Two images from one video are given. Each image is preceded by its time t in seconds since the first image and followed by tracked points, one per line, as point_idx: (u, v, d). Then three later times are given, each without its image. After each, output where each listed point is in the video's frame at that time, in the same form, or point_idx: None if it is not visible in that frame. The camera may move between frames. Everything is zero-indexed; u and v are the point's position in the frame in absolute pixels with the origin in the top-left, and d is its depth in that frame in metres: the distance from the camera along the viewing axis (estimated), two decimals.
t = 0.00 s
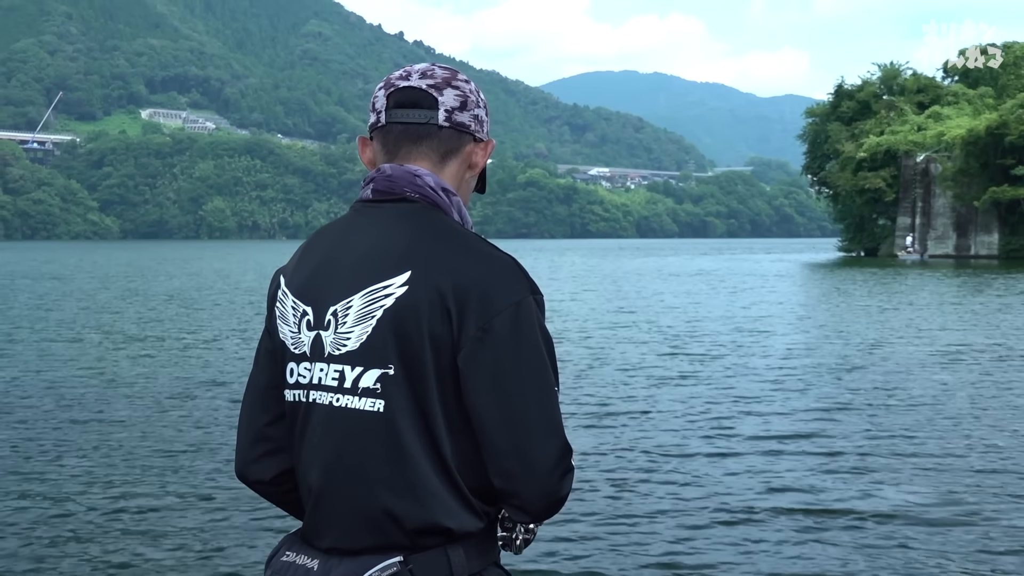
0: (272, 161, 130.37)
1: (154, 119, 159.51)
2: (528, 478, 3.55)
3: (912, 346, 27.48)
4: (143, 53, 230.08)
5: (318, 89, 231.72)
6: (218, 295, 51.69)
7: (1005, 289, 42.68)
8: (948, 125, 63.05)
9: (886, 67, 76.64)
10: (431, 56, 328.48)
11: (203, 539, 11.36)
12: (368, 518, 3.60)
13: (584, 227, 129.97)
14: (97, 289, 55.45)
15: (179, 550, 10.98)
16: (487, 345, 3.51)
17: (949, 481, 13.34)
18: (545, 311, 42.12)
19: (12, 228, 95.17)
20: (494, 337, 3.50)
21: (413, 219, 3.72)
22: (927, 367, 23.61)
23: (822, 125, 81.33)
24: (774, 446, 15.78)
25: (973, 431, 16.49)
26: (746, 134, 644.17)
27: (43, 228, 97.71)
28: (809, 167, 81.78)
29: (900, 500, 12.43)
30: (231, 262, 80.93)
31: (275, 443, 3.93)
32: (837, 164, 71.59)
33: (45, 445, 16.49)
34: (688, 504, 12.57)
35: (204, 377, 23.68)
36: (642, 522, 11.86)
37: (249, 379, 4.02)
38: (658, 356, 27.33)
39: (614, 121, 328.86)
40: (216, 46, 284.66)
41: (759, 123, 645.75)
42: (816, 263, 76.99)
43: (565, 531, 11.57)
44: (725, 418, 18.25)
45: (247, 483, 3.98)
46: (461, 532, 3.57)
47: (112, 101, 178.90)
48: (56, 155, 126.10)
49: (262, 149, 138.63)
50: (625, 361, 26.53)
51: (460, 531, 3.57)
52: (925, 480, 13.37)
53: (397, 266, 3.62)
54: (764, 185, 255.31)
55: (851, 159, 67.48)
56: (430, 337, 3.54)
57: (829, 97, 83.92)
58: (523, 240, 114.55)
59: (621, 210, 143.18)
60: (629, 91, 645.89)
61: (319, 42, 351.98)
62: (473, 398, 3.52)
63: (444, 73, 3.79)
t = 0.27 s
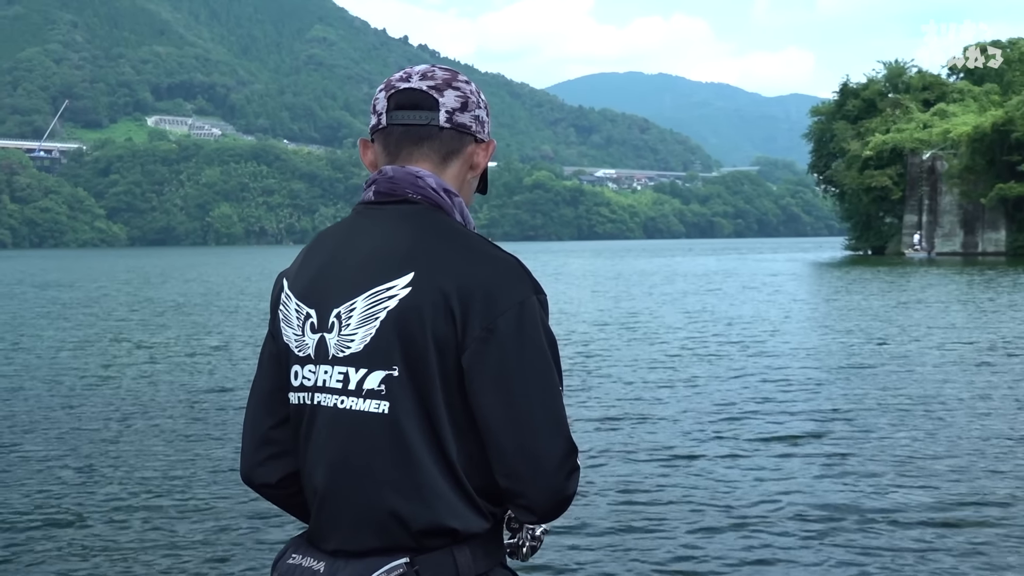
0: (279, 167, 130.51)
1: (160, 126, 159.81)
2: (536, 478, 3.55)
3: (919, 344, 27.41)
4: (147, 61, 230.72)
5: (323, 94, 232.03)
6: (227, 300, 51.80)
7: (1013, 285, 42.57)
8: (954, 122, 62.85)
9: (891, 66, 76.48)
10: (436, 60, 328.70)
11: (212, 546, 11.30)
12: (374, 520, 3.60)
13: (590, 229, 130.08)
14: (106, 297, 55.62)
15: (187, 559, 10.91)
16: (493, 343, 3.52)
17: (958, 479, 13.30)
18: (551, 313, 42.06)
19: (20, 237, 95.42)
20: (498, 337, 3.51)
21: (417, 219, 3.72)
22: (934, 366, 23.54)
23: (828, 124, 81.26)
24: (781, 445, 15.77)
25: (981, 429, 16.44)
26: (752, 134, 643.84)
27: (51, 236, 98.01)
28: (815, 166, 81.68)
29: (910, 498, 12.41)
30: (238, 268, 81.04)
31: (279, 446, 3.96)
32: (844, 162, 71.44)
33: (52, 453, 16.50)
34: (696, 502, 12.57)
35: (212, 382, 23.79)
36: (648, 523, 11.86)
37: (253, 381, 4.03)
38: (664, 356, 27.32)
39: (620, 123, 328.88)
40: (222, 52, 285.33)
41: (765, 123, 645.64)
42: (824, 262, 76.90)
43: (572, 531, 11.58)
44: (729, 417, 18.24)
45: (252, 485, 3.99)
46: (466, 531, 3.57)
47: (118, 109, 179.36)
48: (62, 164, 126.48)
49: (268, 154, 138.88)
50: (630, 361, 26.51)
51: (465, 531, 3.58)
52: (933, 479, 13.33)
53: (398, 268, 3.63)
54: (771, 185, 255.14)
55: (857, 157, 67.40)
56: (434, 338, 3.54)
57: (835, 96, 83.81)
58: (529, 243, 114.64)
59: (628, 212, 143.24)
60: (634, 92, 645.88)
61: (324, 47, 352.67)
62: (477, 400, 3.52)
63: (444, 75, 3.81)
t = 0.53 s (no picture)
0: (282, 169, 130.58)
1: (163, 129, 160.04)
2: (537, 480, 3.55)
3: (924, 345, 27.35)
4: (151, 64, 231.06)
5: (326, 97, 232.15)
6: (230, 304, 51.89)
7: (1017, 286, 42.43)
8: (957, 122, 62.69)
9: (893, 66, 76.38)
10: (439, 62, 328.91)
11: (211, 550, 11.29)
12: (375, 521, 3.61)
13: (593, 231, 130.04)
14: (110, 301, 55.72)
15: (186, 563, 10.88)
16: (494, 345, 3.52)
17: (961, 480, 13.29)
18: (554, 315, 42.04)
19: (23, 240, 95.61)
20: (500, 338, 3.51)
21: (416, 221, 3.73)
22: (939, 366, 23.47)
23: (830, 125, 81.27)
24: (784, 446, 15.75)
25: (984, 429, 16.41)
26: (755, 135, 643.64)
27: (54, 240, 98.19)
28: (818, 167, 81.58)
29: (912, 499, 12.42)
30: (241, 271, 81.15)
31: (281, 448, 3.96)
32: (846, 163, 71.43)
33: (55, 455, 16.55)
34: (698, 504, 12.57)
35: (215, 385, 23.85)
36: (650, 524, 11.86)
37: (253, 383, 4.03)
38: (668, 358, 27.28)
39: (623, 124, 328.81)
40: (225, 55, 285.66)
41: (769, 124, 645.53)
42: (827, 262, 76.93)
43: (574, 533, 11.59)
44: (734, 418, 18.21)
45: (253, 488, 3.99)
46: (467, 534, 3.58)
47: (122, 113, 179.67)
48: (66, 167, 126.75)
49: (271, 157, 138.99)
50: (634, 363, 26.48)
51: (465, 533, 3.58)
52: (937, 480, 13.31)
53: (398, 270, 3.63)
54: (774, 186, 255.15)
55: (860, 159, 67.19)
56: (433, 340, 3.55)
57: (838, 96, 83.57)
58: (532, 245, 114.64)
59: (631, 213, 143.21)
60: (637, 93, 645.91)
61: (327, 50, 352.85)
62: (478, 400, 3.53)
63: (443, 76, 3.82)
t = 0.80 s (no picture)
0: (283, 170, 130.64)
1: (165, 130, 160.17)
2: (536, 480, 3.58)
3: (925, 345, 27.36)
4: (152, 65, 231.22)
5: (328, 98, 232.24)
6: (231, 304, 51.96)
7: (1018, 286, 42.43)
8: (958, 123, 62.69)
9: (894, 67, 76.42)
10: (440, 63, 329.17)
11: (211, 552, 11.29)
12: (377, 521, 3.63)
13: (595, 231, 130.12)
14: (111, 301, 55.77)
15: (183, 565, 10.88)
16: (494, 344, 3.54)
17: (961, 480, 13.30)
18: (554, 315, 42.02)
19: (25, 241, 95.74)
20: (499, 338, 3.53)
21: (416, 221, 3.75)
22: (940, 367, 23.48)
23: (831, 126, 81.34)
24: (784, 446, 15.75)
25: (983, 430, 16.42)
26: (757, 136, 643.73)
27: (56, 240, 98.24)
28: (819, 168, 81.61)
29: (911, 499, 12.46)
30: (243, 271, 81.26)
31: (280, 449, 3.98)
32: (847, 163, 71.42)
33: (58, 457, 16.59)
34: (697, 505, 12.60)
35: (216, 386, 23.87)
36: (650, 525, 11.88)
37: (254, 384, 4.05)
38: (669, 359, 27.29)
39: (624, 125, 328.95)
40: (226, 56, 285.89)
41: (770, 124, 645.67)
42: (828, 263, 76.99)
43: (573, 533, 11.62)
44: (734, 419, 18.24)
45: (254, 489, 4.02)
46: (468, 532, 3.60)
47: (123, 113, 179.78)
48: (67, 168, 126.86)
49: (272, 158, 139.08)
50: (635, 363, 26.51)
51: (467, 533, 3.60)
52: (936, 480, 13.33)
53: (398, 270, 3.66)
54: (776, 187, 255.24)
55: (861, 159, 67.16)
56: (433, 338, 3.56)
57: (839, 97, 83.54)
58: (534, 245, 114.70)
59: (632, 213, 143.24)
60: (638, 94, 646.03)
61: (328, 50, 353.02)
62: (479, 401, 3.55)
63: (443, 77, 3.84)
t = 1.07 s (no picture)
0: (285, 168, 130.78)
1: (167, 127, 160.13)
2: (536, 482, 3.60)
3: (926, 346, 27.40)
4: (155, 62, 231.26)
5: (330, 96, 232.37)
6: (233, 302, 52.00)
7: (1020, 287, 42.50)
8: (961, 124, 62.74)
9: (897, 68, 76.52)
10: (442, 62, 329.10)
11: (210, 551, 11.27)
12: (378, 524, 3.65)
13: (597, 231, 130.22)
14: (113, 298, 55.84)
15: (181, 565, 10.85)
16: (495, 347, 3.57)
17: (961, 480, 13.33)
18: (554, 314, 41.99)
19: (27, 237, 95.71)
20: (501, 341, 3.55)
21: (418, 223, 3.77)
22: (940, 368, 23.52)
23: (833, 126, 81.30)
24: (784, 447, 15.77)
25: (983, 432, 16.44)
26: (759, 136, 643.91)
27: (58, 237, 98.30)
28: (821, 168, 81.69)
29: (912, 500, 12.47)
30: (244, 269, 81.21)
31: (283, 450, 4.00)
32: (849, 164, 71.39)
33: (59, 455, 16.58)
34: (698, 505, 12.62)
35: (217, 384, 23.91)
36: (650, 525, 11.90)
37: (256, 385, 4.08)
38: (670, 359, 27.33)
39: (626, 125, 329.08)
40: (228, 54, 285.92)
41: (772, 125, 645.66)
42: (829, 263, 76.98)
43: (574, 533, 11.65)
44: (735, 419, 18.26)
45: (256, 489, 4.04)
46: (468, 536, 3.64)
47: (126, 111, 179.87)
48: (70, 165, 126.93)
49: (274, 156, 139.19)
50: (636, 364, 26.54)
51: (467, 536, 3.63)
52: (936, 481, 13.36)
53: (401, 271, 3.68)
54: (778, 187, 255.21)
55: (863, 160, 67.16)
56: (435, 340, 3.59)
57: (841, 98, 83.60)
58: (536, 244, 114.82)
59: (634, 213, 143.37)
60: (641, 94, 646.10)
61: (331, 48, 353.12)
62: (480, 403, 3.57)
63: (445, 77, 3.87)
